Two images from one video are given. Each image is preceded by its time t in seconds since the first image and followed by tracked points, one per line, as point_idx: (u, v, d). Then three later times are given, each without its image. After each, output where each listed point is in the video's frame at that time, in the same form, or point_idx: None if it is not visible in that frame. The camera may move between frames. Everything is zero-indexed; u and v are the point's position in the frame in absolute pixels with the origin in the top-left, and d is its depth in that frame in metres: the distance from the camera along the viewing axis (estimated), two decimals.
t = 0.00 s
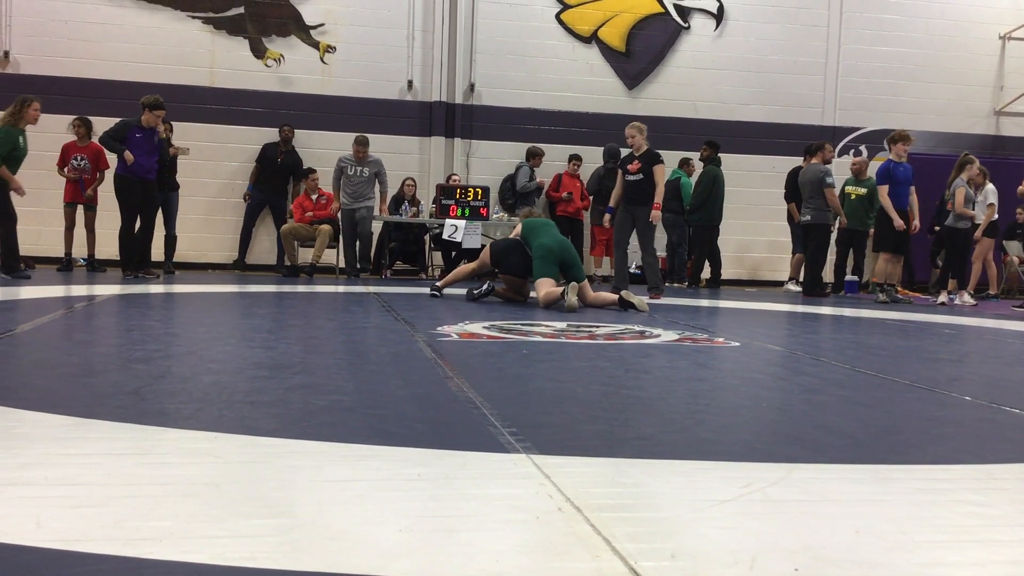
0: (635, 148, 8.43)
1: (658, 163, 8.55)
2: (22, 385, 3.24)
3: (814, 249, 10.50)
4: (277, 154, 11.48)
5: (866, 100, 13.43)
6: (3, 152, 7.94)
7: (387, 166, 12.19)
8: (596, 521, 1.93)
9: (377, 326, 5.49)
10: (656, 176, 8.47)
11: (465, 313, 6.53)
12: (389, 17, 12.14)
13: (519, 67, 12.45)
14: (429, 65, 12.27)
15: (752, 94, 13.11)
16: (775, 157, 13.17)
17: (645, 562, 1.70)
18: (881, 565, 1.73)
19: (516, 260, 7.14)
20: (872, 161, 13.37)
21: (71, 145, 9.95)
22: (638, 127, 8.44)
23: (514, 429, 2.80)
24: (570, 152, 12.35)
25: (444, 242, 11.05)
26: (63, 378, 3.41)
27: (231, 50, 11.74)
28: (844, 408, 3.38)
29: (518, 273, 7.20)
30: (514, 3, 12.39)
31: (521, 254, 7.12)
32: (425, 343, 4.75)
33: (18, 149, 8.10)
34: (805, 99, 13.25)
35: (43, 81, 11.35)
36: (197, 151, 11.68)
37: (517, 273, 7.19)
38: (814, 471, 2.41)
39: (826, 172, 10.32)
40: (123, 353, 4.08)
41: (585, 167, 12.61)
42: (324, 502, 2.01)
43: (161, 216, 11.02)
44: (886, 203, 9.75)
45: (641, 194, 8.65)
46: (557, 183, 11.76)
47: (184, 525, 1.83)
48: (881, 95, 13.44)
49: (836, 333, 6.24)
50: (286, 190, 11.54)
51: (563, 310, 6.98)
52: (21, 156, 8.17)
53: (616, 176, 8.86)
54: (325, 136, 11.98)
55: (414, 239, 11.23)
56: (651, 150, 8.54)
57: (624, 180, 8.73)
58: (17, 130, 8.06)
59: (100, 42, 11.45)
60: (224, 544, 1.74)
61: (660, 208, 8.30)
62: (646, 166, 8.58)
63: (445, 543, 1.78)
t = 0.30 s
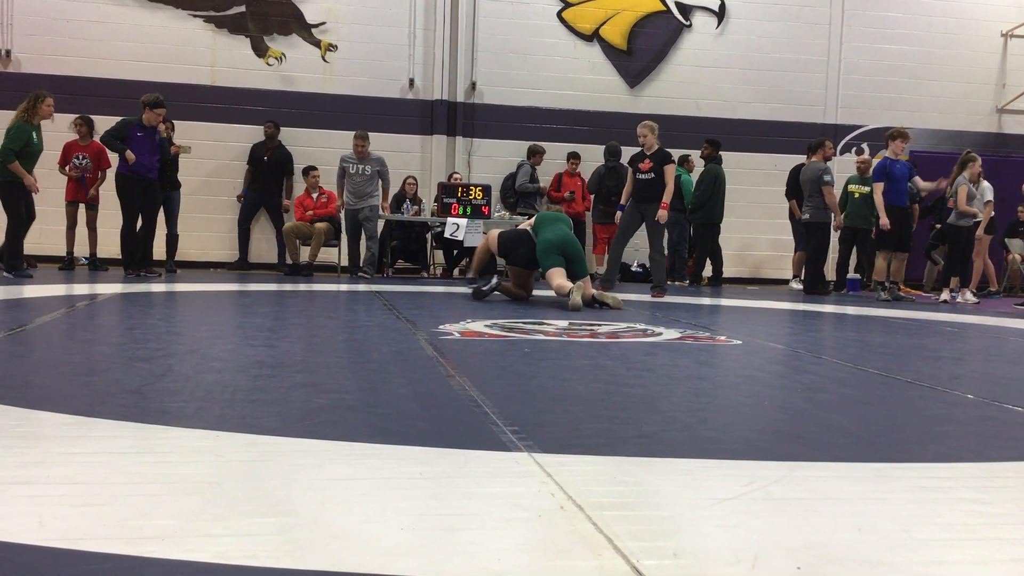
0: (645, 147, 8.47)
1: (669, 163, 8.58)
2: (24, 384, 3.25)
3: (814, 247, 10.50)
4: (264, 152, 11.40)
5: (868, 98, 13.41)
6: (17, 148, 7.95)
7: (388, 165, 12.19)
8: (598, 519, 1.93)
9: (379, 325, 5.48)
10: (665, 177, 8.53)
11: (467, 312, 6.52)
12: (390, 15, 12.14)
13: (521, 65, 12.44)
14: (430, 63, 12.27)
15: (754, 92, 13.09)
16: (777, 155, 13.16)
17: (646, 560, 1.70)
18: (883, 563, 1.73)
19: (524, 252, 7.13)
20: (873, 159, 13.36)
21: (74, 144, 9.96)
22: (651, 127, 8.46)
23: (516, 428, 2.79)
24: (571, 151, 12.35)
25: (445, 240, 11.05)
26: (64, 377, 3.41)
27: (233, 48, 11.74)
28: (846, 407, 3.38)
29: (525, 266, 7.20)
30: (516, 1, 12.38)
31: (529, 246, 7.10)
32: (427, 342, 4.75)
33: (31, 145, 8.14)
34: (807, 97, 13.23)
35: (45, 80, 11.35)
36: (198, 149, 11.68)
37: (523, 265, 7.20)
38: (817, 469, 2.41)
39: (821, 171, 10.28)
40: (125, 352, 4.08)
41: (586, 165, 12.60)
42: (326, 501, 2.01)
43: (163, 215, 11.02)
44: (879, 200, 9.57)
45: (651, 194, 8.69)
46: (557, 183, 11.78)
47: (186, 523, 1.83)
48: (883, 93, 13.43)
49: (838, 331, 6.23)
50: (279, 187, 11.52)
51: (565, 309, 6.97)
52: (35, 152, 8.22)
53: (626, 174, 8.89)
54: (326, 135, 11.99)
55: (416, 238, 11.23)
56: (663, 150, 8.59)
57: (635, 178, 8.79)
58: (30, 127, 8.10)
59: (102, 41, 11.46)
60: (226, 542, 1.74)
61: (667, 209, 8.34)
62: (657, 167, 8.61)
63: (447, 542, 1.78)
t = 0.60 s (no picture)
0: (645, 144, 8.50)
1: (666, 163, 8.64)
2: (25, 382, 3.24)
3: (813, 243, 10.49)
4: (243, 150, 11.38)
5: (869, 94, 13.39)
6: (19, 144, 7.97)
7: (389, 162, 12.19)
8: (600, 516, 1.93)
9: (380, 323, 5.48)
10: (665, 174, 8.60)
11: (468, 309, 6.52)
12: (390, 12, 12.13)
13: (522, 62, 12.43)
14: (431, 60, 12.26)
15: (755, 88, 13.08)
16: (778, 152, 13.15)
17: (649, 558, 1.70)
18: (886, 560, 1.73)
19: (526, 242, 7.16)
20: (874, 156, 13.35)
21: (74, 142, 9.98)
22: (652, 124, 8.48)
23: (517, 425, 2.79)
24: (571, 147, 12.34)
25: (446, 237, 11.06)
26: (66, 375, 3.41)
27: (233, 45, 11.73)
28: (847, 404, 3.38)
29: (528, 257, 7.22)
30: None
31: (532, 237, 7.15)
32: (428, 339, 4.75)
33: (36, 142, 8.11)
34: (807, 94, 13.22)
35: (45, 78, 11.35)
36: (199, 147, 11.68)
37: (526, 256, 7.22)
38: (818, 466, 2.41)
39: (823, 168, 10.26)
40: (127, 350, 4.08)
41: (587, 162, 12.60)
42: (327, 498, 2.01)
43: (163, 213, 11.02)
44: (873, 198, 9.63)
45: (651, 189, 8.66)
46: (557, 180, 11.86)
47: (189, 521, 1.83)
48: (884, 89, 13.41)
49: (839, 328, 6.23)
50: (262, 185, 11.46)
51: (566, 306, 6.97)
52: (43, 149, 8.19)
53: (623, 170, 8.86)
54: (327, 132, 12.00)
55: (417, 235, 11.24)
56: (662, 148, 8.61)
57: (631, 174, 8.76)
58: (35, 123, 8.08)
59: (103, 39, 11.45)
60: (227, 540, 1.74)
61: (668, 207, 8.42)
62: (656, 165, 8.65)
63: (450, 539, 1.79)
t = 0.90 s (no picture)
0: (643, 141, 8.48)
1: (666, 159, 8.58)
2: (26, 379, 3.25)
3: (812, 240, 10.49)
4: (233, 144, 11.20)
5: (870, 91, 13.37)
6: (29, 140, 8.02)
7: (389, 159, 12.18)
8: (601, 514, 1.93)
9: (381, 320, 5.48)
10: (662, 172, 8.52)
11: (469, 307, 6.52)
12: (390, 10, 12.12)
13: (522, 60, 12.42)
14: (431, 58, 12.25)
15: (756, 85, 13.06)
16: (779, 150, 13.14)
17: (649, 555, 1.70)
18: (887, 558, 1.73)
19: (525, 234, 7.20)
20: (875, 153, 13.33)
21: (75, 139, 9.98)
22: (651, 122, 8.48)
23: (518, 423, 2.79)
24: (572, 145, 12.33)
25: (446, 235, 11.05)
26: (67, 372, 3.41)
27: (234, 43, 11.73)
28: (849, 401, 3.37)
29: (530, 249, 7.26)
30: None
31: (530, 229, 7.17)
32: (428, 337, 4.75)
33: (48, 138, 8.15)
34: (808, 91, 13.21)
35: (46, 76, 11.36)
36: (199, 145, 11.67)
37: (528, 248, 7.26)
38: (819, 464, 2.40)
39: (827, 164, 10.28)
40: (128, 347, 4.08)
41: (587, 160, 12.59)
42: (328, 496, 2.01)
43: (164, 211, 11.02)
44: (873, 196, 9.59)
45: (650, 187, 8.66)
46: (558, 178, 11.91)
47: (189, 518, 1.83)
48: (885, 86, 13.39)
49: (840, 325, 6.22)
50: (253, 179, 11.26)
51: (566, 303, 6.97)
52: (56, 147, 8.22)
53: (622, 167, 8.86)
54: (327, 130, 11.99)
55: (417, 232, 11.25)
56: (661, 145, 8.58)
57: (630, 171, 8.76)
58: (48, 121, 8.14)
59: (103, 36, 11.45)
60: (227, 538, 1.74)
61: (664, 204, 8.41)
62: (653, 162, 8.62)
63: (451, 536, 1.79)
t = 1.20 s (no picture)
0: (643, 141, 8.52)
1: (667, 159, 8.54)
2: (27, 380, 3.25)
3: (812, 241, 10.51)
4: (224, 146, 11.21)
5: (871, 91, 13.37)
6: (41, 139, 8.00)
7: (389, 160, 12.19)
8: (602, 514, 1.93)
9: (381, 321, 5.48)
10: (663, 171, 8.50)
11: (470, 307, 6.51)
12: (391, 11, 12.12)
13: (523, 60, 12.42)
14: (432, 58, 12.25)
15: (757, 86, 13.06)
16: (780, 150, 13.13)
17: (650, 555, 1.70)
18: (888, 558, 1.73)
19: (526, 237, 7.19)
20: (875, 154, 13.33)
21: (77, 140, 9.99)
22: (651, 122, 8.50)
23: (519, 423, 2.79)
24: (572, 145, 12.33)
25: (447, 235, 11.05)
26: (69, 373, 3.41)
27: (235, 43, 11.73)
28: (849, 401, 3.37)
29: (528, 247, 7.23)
30: None
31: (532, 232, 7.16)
32: (429, 337, 4.75)
33: (60, 139, 8.15)
34: (809, 92, 13.20)
35: (48, 77, 11.36)
36: (200, 145, 11.67)
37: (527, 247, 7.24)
38: (819, 464, 2.40)
39: (830, 165, 10.26)
40: (129, 348, 4.08)
41: (588, 160, 12.58)
42: (329, 496, 2.01)
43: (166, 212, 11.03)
44: (885, 194, 9.48)
45: (652, 187, 8.66)
46: (558, 179, 11.90)
47: (190, 518, 1.83)
48: (885, 86, 13.39)
49: (840, 325, 6.22)
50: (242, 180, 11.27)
51: (567, 304, 6.97)
52: (67, 148, 8.22)
53: (623, 167, 8.84)
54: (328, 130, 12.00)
55: (418, 232, 11.26)
56: (662, 145, 8.56)
57: (631, 171, 8.75)
58: (61, 122, 8.14)
59: (104, 37, 11.45)
60: (228, 538, 1.74)
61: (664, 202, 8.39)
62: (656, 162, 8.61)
63: (451, 537, 1.78)
